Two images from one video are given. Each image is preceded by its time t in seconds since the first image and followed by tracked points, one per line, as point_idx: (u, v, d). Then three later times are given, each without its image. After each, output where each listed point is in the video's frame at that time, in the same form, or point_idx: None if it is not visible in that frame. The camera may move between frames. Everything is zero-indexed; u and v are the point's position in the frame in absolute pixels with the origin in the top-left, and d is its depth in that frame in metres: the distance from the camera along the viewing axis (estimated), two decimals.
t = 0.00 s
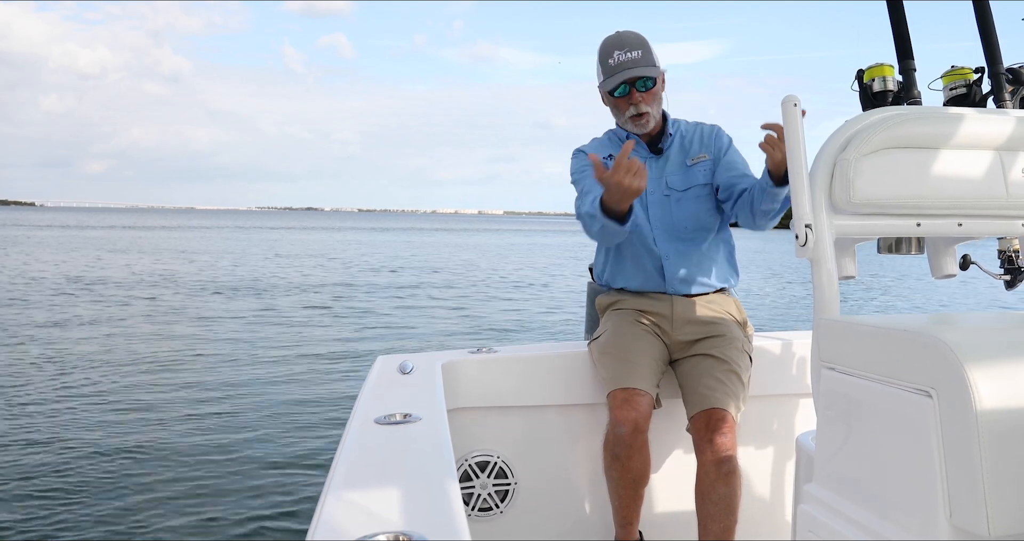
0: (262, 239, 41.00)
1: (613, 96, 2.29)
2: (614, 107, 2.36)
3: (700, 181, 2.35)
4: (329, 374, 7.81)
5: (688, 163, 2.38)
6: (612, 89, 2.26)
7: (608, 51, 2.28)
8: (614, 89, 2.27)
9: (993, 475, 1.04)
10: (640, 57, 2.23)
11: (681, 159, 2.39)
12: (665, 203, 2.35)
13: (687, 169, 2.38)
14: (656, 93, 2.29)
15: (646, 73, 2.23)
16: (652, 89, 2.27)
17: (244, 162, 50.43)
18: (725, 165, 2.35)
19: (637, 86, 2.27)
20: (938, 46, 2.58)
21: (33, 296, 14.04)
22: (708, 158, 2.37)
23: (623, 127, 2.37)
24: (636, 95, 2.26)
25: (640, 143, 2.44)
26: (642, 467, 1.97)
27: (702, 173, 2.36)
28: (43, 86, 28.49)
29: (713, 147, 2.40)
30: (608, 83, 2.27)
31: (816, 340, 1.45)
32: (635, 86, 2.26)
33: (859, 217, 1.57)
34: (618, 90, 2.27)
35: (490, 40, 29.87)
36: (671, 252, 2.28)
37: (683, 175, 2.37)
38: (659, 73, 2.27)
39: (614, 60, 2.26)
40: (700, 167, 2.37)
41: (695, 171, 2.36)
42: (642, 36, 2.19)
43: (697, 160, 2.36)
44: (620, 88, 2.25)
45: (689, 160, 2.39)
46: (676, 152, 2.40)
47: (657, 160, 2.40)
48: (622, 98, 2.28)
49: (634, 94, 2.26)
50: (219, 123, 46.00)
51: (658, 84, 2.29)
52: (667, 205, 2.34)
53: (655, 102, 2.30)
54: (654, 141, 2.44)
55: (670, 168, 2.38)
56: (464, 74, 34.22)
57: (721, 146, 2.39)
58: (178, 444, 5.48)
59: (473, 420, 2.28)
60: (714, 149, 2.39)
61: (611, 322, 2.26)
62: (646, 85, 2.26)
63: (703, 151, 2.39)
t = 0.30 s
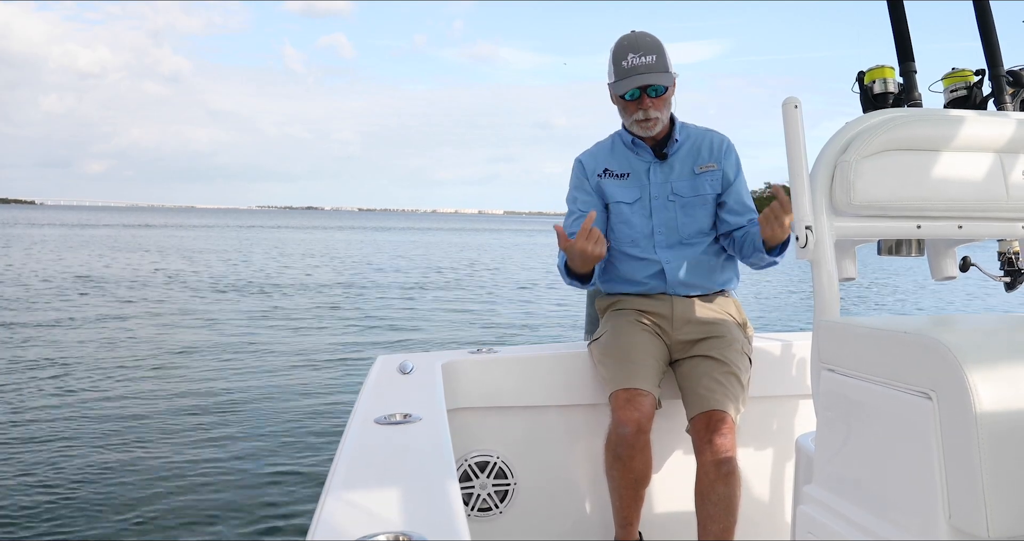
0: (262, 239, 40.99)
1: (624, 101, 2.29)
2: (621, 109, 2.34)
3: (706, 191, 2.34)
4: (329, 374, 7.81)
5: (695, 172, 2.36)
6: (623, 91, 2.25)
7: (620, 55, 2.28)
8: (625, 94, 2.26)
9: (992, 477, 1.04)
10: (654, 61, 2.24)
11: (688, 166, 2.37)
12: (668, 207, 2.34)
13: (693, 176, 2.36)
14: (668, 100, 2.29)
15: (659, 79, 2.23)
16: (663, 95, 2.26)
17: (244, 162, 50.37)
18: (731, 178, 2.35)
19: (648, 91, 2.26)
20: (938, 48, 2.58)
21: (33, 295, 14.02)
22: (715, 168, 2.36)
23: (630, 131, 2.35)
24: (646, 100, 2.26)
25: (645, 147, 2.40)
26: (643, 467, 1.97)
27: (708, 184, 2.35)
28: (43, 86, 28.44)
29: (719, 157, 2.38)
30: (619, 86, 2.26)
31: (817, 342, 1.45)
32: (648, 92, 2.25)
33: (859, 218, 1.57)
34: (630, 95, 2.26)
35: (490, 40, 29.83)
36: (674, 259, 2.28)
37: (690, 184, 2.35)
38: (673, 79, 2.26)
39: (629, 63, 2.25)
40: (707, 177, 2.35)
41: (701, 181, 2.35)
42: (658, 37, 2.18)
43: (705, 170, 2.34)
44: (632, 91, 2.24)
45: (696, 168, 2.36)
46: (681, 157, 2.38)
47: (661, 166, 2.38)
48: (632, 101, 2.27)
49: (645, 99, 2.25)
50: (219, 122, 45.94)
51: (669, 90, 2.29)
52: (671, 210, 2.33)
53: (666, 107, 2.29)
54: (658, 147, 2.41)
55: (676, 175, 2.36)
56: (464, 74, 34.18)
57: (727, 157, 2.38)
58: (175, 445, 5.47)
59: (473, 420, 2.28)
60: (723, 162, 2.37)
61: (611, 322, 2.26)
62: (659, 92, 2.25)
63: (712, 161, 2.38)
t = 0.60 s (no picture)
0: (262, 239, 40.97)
1: (632, 105, 2.27)
2: (628, 109, 2.33)
3: (710, 195, 2.33)
4: (329, 373, 7.80)
5: (700, 174, 2.35)
6: (632, 95, 2.23)
7: (631, 56, 2.26)
8: (634, 97, 2.25)
9: (993, 476, 1.04)
10: (665, 65, 2.23)
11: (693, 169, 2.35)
12: (673, 209, 2.33)
13: (699, 179, 2.34)
14: (677, 103, 2.28)
15: (668, 84, 2.22)
16: (672, 99, 2.25)
17: (244, 161, 50.31)
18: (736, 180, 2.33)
19: (656, 95, 2.25)
20: (937, 47, 2.58)
21: (33, 295, 13.99)
22: (720, 171, 2.34)
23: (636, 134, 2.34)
24: (656, 103, 2.24)
25: (649, 148, 2.37)
26: (643, 467, 1.97)
27: (713, 187, 2.33)
28: (42, 85, 28.36)
29: (725, 159, 2.35)
30: (628, 90, 2.25)
31: (817, 341, 1.45)
32: (656, 96, 2.24)
33: (859, 216, 1.57)
34: (639, 99, 2.25)
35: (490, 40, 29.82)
36: (678, 261, 2.28)
37: (694, 187, 2.33)
38: (681, 83, 2.25)
39: (637, 66, 2.23)
40: (712, 181, 2.33)
41: (706, 185, 2.33)
42: (669, 42, 2.18)
43: (710, 173, 2.33)
44: (642, 94, 2.23)
45: (701, 171, 2.35)
46: (685, 159, 2.36)
47: (666, 167, 2.36)
48: (641, 103, 2.26)
49: (654, 103, 2.24)
50: (219, 122, 45.91)
51: (678, 94, 2.27)
52: (674, 213, 2.32)
53: (675, 109, 2.28)
54: (663, 147, 2.38)
55: (681, 177, 2.34)
56: (464, 74, 34.17)
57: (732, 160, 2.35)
58: (175, 444, 5.46)
59: (473, 419, 2.28)
60: (728, 165, 2.34)
61: (611, 321, 2.25)
62: (667, 97, 2.24)
63: (717, 163, 2.35)
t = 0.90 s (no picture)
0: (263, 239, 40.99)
1: (636, 99, 2.27)
2: (631, 106, 2.33)
3: (711, 194, 2.33)
4: (330, 373, 7.81)
5: (702, 174, 2.34)
6: (634, 91, 2.24)
7: (633, 53, 2.27)
8: (637, 93, 2.25)
9: (995, 475, 1.03)
10: (667, 62, 2.23)
11: (696, 169, 2.34)
12: (675, 207, 2.32)
13: (701, 180, 2.34)
14: (679, 101, 2.28)
15: (671, 82, 2.22)
16: (674, 96, 2.26)
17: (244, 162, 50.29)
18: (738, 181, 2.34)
19: (659, 92, 2.25)
20: (937, 46, 2.58)
21: (34, 295, 14.00)
22: (721, 170, 2.33)
23: (640, 131, 2.34)
24: (657, 100, 2.25)
25: (652, 147, 2.37)
26: (644, 465, 1.97)
27: (715, 186, 2.33)
28: (42, 85, 28.34)
29: (727, 159, 2.35)
30: (631, 86, 2.25)
31: (818, 339, 1.45)
32: (659, 93, 2.25)
33: (858, 215, 1.57)
34: (641, 95, 2.25)
35: (490, 40, 29.82)
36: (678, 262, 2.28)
37: (696, 186, 2.33)
38: (684, 81, 2.26)
39: (641, 63, 2.24)
40: (713, 180, 2.33)
41: (707, 184, 2.33)
42: (671, 38, 2.17)
43: (712, 172, 2.32)
44: (643, 92, 2.24)
45: (703, 171, 2.34)
46: (687, 157, 2.35)
47: (668, 165, 2.36)
48: (643, 100, 2.27)
49: (656, 99, 2.25)
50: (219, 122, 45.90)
51: (680, 91, 2.28)
52: (677, 211, 2.32)
53: (676, 107, 2.28)
54: (666, 146, 2.38)
55: (682, 176, 2.34)
56: (465, 74, 34.13)
57: (734, 159, 2.36)
58: (177, 445, 5.48)
59: (472, 420, 2.27)
60: (729, 164, 2.35)
61: (612, 319, 2.25)
62: (669, 93, 2.24)
63: (717, 163, 2.35)
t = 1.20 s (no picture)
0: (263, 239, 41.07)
1: (629, 82, 2.29)
2: (629, 98, 2.35)
3: (715, 195, 2.33)
4: (329, 374, 7.81)
5: (706, 175, 2.35)
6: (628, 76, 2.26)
7: (628, 43, 2.30)
8: (631, 74, 2.27)
9: (996, 476, 1.03)
10: (659, 46, 2.25)
11: (699, 170, 2.35)
12: (678, 207, 2.33)
13: (704, 181, 2.35)
14: (674, 83, 2.30)
15: (665, 62, 2.24)
16: (669, 77, 2.27)
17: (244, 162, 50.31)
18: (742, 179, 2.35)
19: (653, 74, 2.27)
20: (937, 48, 2.58)
21: (34, 295, 14.01)
22: (726, 172, 2.35)
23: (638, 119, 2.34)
24: (652, 81, 2.27)
25: (655, 146, 2.38)
26: (646, 466, 1.97)
27: (718, 188, 2.34)
28: (42, 86, 28.32)
29: (730, 160, 2.37)
30: (625, 70, 2.28)
31: (819, 341, 1.46)
32: (653, 71, 2.26)
33: (860, 217, 1.57)
34: (636, 76, 2.27)
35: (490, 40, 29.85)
36: (682, 259, 2.28)
37: (699, 187, 2.34)
38: (679, 64, 2.29)
39: (634, 49, 2.27)
40: (716, 181, 2.34)
41: (710, 186, 2.34)
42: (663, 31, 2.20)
43: (714, 173, 2.33)
44: (636, 75, 2.26)
45: (706, 172, 2.35)
46: (689, 156, 2.36)
47: (671, 165, 2.36)
48: (638, 84, 2.28)
49: (651, 81, 2.27)
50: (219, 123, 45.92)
51: (675, 75, 2.31)
52: (681, 210, 2.32)
53: (673, 91, 2.30)
54: (668, 146, 2.39)
55: (685, 176, 2.35)
56: (464, 74, 34.16)
57: (737, 160, 2.37)
58: (178, 445, 5.49)
59: (474, 420, 2.27)
60: (733, 165, 2.37)
61: (615, 321, 2.25)
62: (665, 71, 2.26)
63: (720, 165, 2.36)
